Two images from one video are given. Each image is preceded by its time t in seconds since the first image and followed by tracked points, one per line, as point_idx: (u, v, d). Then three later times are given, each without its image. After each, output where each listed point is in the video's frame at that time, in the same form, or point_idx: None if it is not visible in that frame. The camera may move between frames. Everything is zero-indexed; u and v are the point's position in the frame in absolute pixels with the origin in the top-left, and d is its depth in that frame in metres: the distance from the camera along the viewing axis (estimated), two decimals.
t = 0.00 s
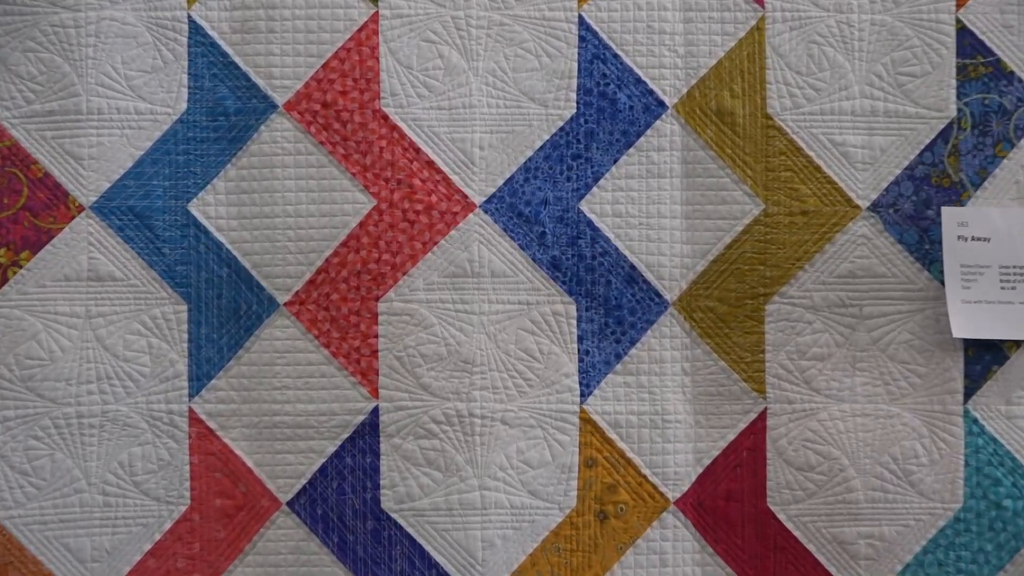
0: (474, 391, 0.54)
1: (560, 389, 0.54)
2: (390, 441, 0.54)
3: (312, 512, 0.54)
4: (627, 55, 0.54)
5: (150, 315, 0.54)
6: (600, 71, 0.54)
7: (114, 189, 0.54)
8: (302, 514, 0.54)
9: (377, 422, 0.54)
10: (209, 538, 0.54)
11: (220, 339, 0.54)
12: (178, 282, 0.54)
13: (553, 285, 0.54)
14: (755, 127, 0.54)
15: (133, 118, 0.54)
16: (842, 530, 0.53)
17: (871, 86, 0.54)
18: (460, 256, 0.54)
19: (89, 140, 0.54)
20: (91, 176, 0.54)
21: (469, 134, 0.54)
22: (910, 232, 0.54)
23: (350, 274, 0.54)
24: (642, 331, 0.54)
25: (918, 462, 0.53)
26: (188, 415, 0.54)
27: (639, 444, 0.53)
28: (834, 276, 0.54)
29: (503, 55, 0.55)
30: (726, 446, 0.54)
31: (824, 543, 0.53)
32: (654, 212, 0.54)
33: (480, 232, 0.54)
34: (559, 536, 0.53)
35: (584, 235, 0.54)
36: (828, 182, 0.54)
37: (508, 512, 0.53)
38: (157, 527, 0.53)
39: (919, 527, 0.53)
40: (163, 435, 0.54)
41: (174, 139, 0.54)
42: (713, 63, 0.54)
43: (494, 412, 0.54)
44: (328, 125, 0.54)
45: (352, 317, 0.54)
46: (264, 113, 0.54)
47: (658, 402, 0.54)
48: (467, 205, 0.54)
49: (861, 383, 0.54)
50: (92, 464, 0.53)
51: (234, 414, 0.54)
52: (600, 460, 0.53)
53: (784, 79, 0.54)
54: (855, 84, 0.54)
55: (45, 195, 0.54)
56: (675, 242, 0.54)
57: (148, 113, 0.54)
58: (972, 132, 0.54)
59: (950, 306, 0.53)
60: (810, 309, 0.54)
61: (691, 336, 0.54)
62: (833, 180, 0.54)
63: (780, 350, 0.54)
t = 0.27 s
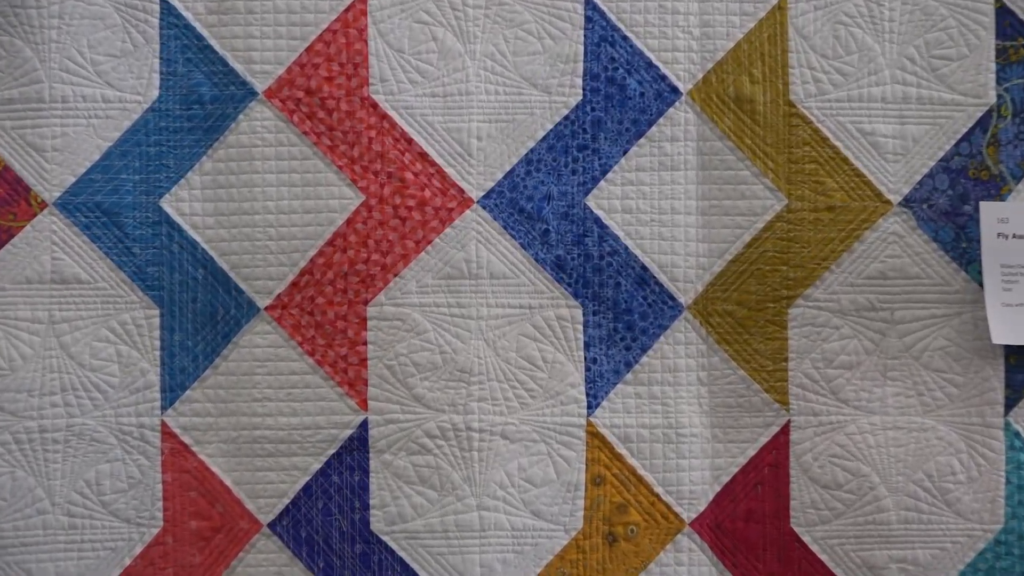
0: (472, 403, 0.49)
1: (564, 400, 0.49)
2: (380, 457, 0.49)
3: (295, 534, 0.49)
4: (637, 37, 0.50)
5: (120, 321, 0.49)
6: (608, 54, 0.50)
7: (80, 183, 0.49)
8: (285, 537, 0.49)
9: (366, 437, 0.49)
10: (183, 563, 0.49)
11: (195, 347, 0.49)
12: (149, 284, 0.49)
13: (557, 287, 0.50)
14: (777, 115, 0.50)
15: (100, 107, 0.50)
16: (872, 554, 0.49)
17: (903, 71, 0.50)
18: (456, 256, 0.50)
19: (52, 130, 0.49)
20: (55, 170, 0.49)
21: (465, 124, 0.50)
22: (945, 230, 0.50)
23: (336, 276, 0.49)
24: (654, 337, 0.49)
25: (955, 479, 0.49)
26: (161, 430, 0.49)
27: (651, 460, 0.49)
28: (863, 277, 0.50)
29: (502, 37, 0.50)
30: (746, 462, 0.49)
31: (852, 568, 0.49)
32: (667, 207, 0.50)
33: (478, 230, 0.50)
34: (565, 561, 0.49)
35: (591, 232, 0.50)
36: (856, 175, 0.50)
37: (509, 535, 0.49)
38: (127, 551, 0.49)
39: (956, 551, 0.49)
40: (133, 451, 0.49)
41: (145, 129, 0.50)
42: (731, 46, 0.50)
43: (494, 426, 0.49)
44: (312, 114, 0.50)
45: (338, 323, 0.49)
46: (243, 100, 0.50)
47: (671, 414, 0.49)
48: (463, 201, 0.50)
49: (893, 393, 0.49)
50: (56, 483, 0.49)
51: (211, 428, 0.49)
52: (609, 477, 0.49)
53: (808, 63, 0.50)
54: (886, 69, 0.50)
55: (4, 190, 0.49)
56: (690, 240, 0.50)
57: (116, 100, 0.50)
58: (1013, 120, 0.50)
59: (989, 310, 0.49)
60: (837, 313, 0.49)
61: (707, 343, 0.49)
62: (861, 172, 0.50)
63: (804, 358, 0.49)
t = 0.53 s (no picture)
0: (478, 381, 0.45)
1: (579, 378, 0.45)
2: (378, 440, 0.45)
3: (286, 524, 0.45)
4: None
5: (94, 292, 0.45)
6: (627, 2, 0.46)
7: (50, 142, 0.45)
8: (275, 527, 0.45)
9: (362, 418, 0.45)
10: (164, 555, 0.45)
11: (177, 320, 0.45)
12: (126, 252, 0.45)
13: (571, 255, 0.45)
14: (811, 69, 0.46)
15: (72, 59, 0.45)
16: (914, 545, 0.45)
17: (949, 20, 0.46)
18: (461, 222, 0.45)
19: (20, 84, 0.45)
20: (23, 127, 0.45)
21: (471, 77, 0.45)
22: (995, 193, 0.45)
23: (330, 243, 0.45)
24: (676, 310, 0.45)
25: (1005, 465, 0.45)
26: (139, 410, 0.45)
27: (673, 443, 0.45)
28: (904, 245, 0.45)
29: None
30: (776, 446, 0.45)
31: (892, 560, 0.45)
32: (691, 169, 0.45)
33: (485, 193, 0.45)
34: (579, 553, 0.45)
35: (608, 196, 0.45)
36: (897, 134, 0.46)
37: (518, 525, 0.45)
38: (102, 542, 0.45)
39: (1005, 542, 0.45)
40: (109, 434, 0.45)
41: (121, 83, 0.46)
42: None
43: (502, 407, 0.45)
44: (303, 67, 0.46)
45: (332, 294, 0.45)
46: (229, 52, 0.46)
47: (695, 394, 0.45)
48: (469, 162, 0.45)
49: (937, 371, 0.45)
50: (25, 468, 0.45)
51: (194, 409, 0.45)
52: (627, 462, 0.45)
53: (845, 12, 0.46)
54: (930, 18, 0.46)
55: None
56: (716, 204, 0.45)
57: (89, 52, 0.46)
58: None
59: None
60: (875, 284, 0.45)
61: (735, 316, 0.45)
62: (903, 131, 0.46)
63: (840, 332, 0.45)
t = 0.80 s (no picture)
0: (484, 363, 0.41)
1: (594, 359, 0.41)
2: (375, 427, 0.41)
3: (275, 520, 0.41)
4: None
5: (65, 266, 0.41)
6: None
7: (16, 102, 0.41)
8: (263, 523, 0.41)
9: (357, 404, 0.41)
10: (141, 554, 0.41)
11: (155, 297, 0.41)
12: (99, 223, 0.42)
13: (586, 226, 0.41)
14: (848, 20, 0.42)
15: (40, 11, 0.42)
16: (961, 542, 0.41)
17: None
18: (465, 188, 0.41)
19: None
20: None
21: (476, 30, 0.42)
22: None
23: (322, 213, 0.41)
24: (701, 285, 0.41)
25: None
26: (114, 395, 0.41)
27: (698, 430, 0.41)
28: (950, 213, 0.41)
29: None
30: (811, 434, 0.41)
31: (937, 559, 0.41)
32: (716, 130, 0.41)
33: (491, 157, 0.41)
34: (595, 551, 0.41)
35: (626, 160, 0.41)
36: (942, 92, 0.42)
37: (528, 520, 0.41)
38: (74, 539, 0.41)
39: None
40: (81, 421, 0.41)
41: (92, 37, 0.42)
42: None
43: (510, 391, 0.41)
44: (292, 20, 0.42)
45: (325, 268, 0.41)
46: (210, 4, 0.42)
47: (722, 377, 0.41)
48: (473, 123, 0.42)
49: (987, 351, 0.41)
50: None
51: (173, 394, 0.41)
52: (648, 452, 0.41)
53: None
54: None
55: None
56: (744, 169, 0.41)
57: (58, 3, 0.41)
58: None
59: None
60: (919, 256, 0.41)
61: (765, 292, 0.41)
62: (949, 88, 0.42)
63: (880, 309, 0.41)
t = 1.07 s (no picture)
0: (496, 348, 0.38)
1: (617, 344, 0.38)
2: (377, 419, 0.38)
3: (267, 520, 0.38)
4: None
5: (36, 241, 0.38)
6: None
7: None
8: (253, 523, 0.38)
9: (357, 392, 0.38)
10: (120, 557, 0.38)
11: (135, 275, 0.38)
12: (74, 194, 0.38)
13: (607, 198, 0.38)
14: None
15: None
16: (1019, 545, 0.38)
17: None
18: (475, 156, 0.38)
19: None
20: None
21: None
22: None
23: (318, 183, 0.38)
24: (734, 263, 0.38)
25: None
26: (90, 383, 0.38)
27: (731, 422, 0.38)
28: (1008, 184, 0.38)
29: None
30: (855, 426, 0.38)
31: (992, 563, 0.38)
32: (751, 92, 0.38)
33: (503, 122, 0.38)
34: (618, 553, 0.38)
35: (652, 126, 0.38)
36: (1000, 50, 0.38)
37: (545, 520, 0.38)
38: (47, 541, 0.38)
39: None
40: (54, 411, 0.38)
41: None
42: None
43: (525, 379, 0.38)
44: None
45: (321, 244, 0.38)
46: None
47: (757, 364, 0.38)
48: (484, 85, 0.38)
49: None
50: None
51: (155, 381, 0.38)
52: (676, 445, 0.38)
53: None
54: None
55: None
56: (782, 136, 0.38)
57: None
58: None
59: None
60: (974, 231, 0.38)
61: (804, 270, 0.38)
62: (1007, 46, 0.38)
63: (930, 289, 0.38)
